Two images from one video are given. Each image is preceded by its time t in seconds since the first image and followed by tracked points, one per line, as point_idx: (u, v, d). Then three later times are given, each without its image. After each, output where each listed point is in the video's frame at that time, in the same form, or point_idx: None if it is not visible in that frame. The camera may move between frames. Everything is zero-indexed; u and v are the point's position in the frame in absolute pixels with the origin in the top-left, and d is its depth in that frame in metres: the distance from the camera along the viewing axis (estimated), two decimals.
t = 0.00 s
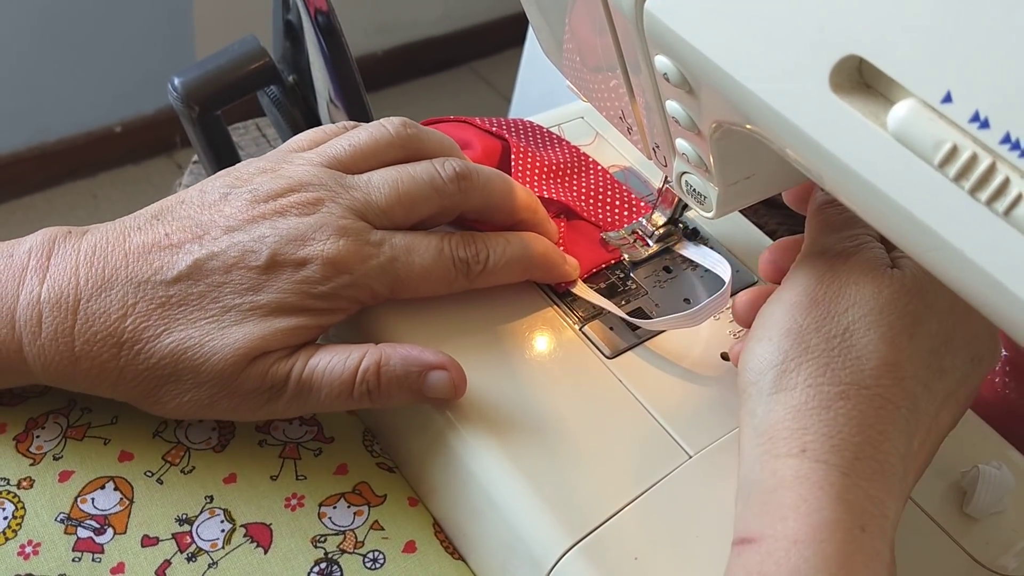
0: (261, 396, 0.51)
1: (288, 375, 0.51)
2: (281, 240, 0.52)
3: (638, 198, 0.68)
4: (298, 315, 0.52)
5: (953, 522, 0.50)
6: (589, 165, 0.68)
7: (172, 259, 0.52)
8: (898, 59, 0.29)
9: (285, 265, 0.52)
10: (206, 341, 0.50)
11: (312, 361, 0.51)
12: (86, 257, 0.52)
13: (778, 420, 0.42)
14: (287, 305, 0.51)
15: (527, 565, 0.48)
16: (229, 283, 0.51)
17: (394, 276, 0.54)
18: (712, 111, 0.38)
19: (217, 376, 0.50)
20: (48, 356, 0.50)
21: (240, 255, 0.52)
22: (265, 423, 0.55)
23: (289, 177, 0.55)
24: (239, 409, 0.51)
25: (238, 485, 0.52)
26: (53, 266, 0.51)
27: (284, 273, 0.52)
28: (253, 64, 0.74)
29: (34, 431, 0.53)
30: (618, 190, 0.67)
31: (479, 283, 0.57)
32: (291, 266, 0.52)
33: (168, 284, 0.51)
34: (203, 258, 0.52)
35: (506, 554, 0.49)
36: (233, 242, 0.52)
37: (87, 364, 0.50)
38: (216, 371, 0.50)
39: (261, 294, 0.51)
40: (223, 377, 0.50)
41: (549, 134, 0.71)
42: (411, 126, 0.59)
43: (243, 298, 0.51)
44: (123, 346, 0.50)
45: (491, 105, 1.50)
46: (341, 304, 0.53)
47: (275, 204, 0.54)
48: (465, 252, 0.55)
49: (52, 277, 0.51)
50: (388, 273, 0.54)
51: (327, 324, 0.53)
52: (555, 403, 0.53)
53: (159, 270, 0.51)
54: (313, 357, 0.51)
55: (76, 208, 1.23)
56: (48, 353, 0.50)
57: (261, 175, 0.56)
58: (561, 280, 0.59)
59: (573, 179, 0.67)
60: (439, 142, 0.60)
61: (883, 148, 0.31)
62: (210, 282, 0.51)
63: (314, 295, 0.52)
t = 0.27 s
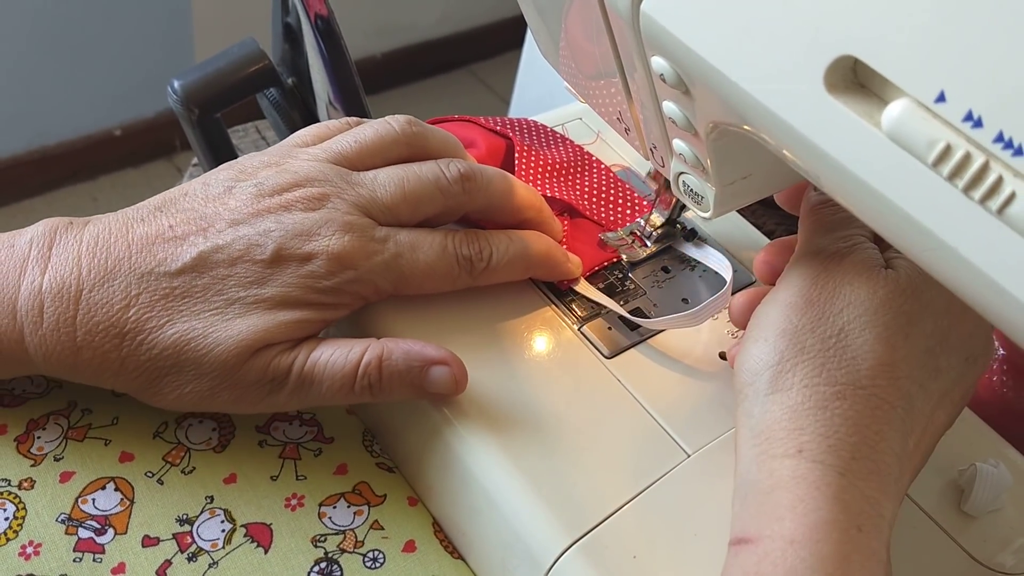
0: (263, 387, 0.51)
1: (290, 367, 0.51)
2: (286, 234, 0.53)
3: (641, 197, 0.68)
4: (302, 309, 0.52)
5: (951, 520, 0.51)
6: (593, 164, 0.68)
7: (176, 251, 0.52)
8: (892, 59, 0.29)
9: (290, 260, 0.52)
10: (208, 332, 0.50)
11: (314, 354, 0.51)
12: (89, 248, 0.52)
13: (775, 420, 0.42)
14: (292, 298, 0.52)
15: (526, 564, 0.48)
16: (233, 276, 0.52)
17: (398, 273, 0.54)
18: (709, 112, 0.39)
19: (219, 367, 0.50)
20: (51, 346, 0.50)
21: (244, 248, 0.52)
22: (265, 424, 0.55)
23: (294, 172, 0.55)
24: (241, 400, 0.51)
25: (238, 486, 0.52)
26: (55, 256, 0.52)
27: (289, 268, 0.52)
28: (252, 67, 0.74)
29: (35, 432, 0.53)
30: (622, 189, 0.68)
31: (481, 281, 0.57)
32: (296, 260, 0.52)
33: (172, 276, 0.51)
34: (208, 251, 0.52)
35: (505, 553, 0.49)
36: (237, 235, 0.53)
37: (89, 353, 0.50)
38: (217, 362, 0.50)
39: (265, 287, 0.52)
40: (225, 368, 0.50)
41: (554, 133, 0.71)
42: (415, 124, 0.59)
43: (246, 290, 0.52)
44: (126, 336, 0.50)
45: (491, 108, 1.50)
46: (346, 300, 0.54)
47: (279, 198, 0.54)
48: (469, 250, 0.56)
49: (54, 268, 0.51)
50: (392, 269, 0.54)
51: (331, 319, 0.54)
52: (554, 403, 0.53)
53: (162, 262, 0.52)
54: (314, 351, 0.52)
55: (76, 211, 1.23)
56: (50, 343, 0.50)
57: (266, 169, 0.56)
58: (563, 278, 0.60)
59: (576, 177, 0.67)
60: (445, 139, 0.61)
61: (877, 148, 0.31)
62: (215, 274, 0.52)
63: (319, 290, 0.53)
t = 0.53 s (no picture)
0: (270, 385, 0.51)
1: (297, 366, 0.51)
2: (298, 234, 0.53)
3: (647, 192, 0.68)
4: (313, 307, 0.53)
5: (949, 519, 0.51)
6: (599, 161, 0.69)
7: (186, 248, 0.53)
8: (887, 59, 0.29)
9: (301, 259, 0.53)
10: (219, 329, 0.51)
11: (322, 353, 0.52)
12: (97, 243, 0.52)
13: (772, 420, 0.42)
14: (302, 297, 0.53)
15: (525, 563, 0.48)
16: (244, 274, 0.53)
17: (409, 273, 0.55)
18: (705, 111, 0.39)
19: (227, 365, 0.51)
20: (59, 340, 0.51)
21: (256, 247, 0.53)
22: (265, 425, 0.56)
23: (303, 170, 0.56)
24: (247, 399, 0.52)
25: (238, 486, 0.52)
26: (62, 251, 0.52)
27: (300, 267, 0.53)
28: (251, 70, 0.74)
29: (36, 434, 0.53)
30: (628, 185, 0.68)
31: (490, 280, 0.57)
32: (308, 260, 0.53)
33: (182, 273, 0.52)
34: (219, 249, 0.53)
35: (504, 553, 0.49)
36: (248, 234, 0.54)
37: (98, 347, 0.51)
38: (226, 359, 0.51)
39: (277, 287, 0.52)
40: (233, 365, 0.51)
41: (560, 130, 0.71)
42: (424, 123, 0.60)
43: (258, 289, 0.52)
44: (135, 331, 0.51)
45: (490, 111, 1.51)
46: (356, 299, 0.55)
47: (291, 197, 0.55)
48: (478, 248, 0.56)
49: (62, 263, 0.52)
50: (402, 269, 0.55)
51: (341, 317, 0.55)
52: (553, 403, 0.53)
53: (172, 259, 0.52)
54: (322, 350, 0.52)
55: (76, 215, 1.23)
56: (59, 339, 0.51)
57: (275, 168, 0.57)
58: (569, 277, 0.60)
59: (582, 175, 0.68)
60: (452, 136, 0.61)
61: (873, 147, 0.31)
62: (226, 272, 0.53)
63: (330, 289, 0.54)
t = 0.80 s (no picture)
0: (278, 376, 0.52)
1: (306, 358, 0.52)
2: (311, 226, 0.54)
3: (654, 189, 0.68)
4: (325, 299, 0.54)
5: (947, 518, 0.51)
6: (606, 158, 0.69)
7: (199, 239, 0.53)
8: (881, 60, 0.29)
9: (314, 252, 0.54)
10: (232, 318, 0.52)
11: (330, 347, 0.52)
12: (110, 232, 0.53)
13: (768, 421, 0.43)
14: (315, 289, 0.53)
15: (523, 564, 0.48)
16: (258, 265, 0.53)
17: (421, 269, 0.56)
18: (701, 112, 0.39)
19: (239, 355, 0.51)
20: (70, 327, 0.51)
21: (270, 238, 0.54)
22: (264, 426, 0.56)
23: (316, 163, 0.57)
24: (256, 390, 0.52)
25: (237, 488, 0.52)
26: (74, 240, 0.53)
27: (313, 259, 0.54)
28: (250, 73, 0.75)
29: (35, 437, 0.53)
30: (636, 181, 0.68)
31: (500, 275, 0.58)
32: (321, 253, 0.54)
33: (196, 263, 0.53)
34: (233, 240, 0.54)
35: (502, 554, 0.49)
36: (262, 226, 0.54)
37: (110, 335, 0.51)
38: (238, 349, 0.51)
39: (290, 278, 0.53)
40: (244, 355, 0.51)
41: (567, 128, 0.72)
42: (436, 118, 0.61)
43: (271, 280, 0.53)
44: (147, 320, 0.51)
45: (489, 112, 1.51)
46: (368, 292, 0.55)
47: (305, 190, 0.56)
48: (489, 244, 0.57)
49: (74, 251, 0.52)
50: (414, 263, 0.55)
51: (354, 309, 0.55)
52: (551, 403, 0.53)
53: (186, 249, 0.53)
54: (330, 344, 0.53)
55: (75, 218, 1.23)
56: (71, 327, 0.51)
57: (289, 161, 0.58)
58: (577, 274, 0.61)
59: (590, 170, 0.68)
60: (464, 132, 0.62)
61: (868, 147, 0.31)
62: (240, 263, 0.53)
63: (342, 282, 0.54)
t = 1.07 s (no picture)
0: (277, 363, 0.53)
1: (305, 347, 0.53)
2: (323, 216, 0.55)
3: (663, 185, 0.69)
4: (334, 288, 0.55)
5: (947, 516, 0.51)
6: (615, 154, 0.70)
7: (211, 224, 0.54)
8: (876, 56, 0.29)
9: (325, 242, 0.55)
10: (240, 304, 0.53)
11: (329, 341, 0.53)
12: (121, 215, 0.54)
13: (765, 420, 0.43)
14: (324, 278, 0.54)
15: (523, 563, 0.48)
16: (269, 253, 0.54)
17: (430, 261, 0.56)
18: (698, 110, 0.39)
19: (244, 340, 0.52)
20: (80, 308, 0.52)
21: (281, 228, 0.55)
22: (264, 427, 0.56)
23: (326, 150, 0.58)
24: (257, 376, 0.53)
25: (237, 489, 0.52)
26: (84, 222, 0.53)
27: (323, 249, 0.55)
28: (250, 75, 0.75)
29: (35, 438, 0.53)
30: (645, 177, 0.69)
31: (507, 269, 0.59)
32: (333, 243, 0.55)
33: (207, 249, 0.53)
34: (245, 227, 0.54)
35: (502, 553, 0.49)
36: (274, 213, 0.55)
37: (118, 316, 0.52)
38: (244, 334, 0.52)
39: (300, 267, 0.54)
40: (248, 340, 0.52)
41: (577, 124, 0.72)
42: (449, 111, 0.62)
43: (281, 268, 0.54)
44: (155, 302, 0.52)
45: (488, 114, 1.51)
46: (377, 283, 0.56)
47: (317, 178, 0.56)
48: (497, 239, 0.58)
49: (84, 233, 0.53)
50: (423, 255, 0.56)
51: (362, 300, 0.56)
52: (551, 402, 0.53)
53: (197, 234, 0.54)
54: (330, 337, 0.53)
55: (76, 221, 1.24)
56: (81, 308, 0.52)
57: (302, 148, 0.59)
58: (585, 267, 0.62)
59: (598, 165, 0.68)
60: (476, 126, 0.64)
61: (864, 144, 0.31)
62: (251, 250, 0.54)
63: (353, 272, 0.55)
